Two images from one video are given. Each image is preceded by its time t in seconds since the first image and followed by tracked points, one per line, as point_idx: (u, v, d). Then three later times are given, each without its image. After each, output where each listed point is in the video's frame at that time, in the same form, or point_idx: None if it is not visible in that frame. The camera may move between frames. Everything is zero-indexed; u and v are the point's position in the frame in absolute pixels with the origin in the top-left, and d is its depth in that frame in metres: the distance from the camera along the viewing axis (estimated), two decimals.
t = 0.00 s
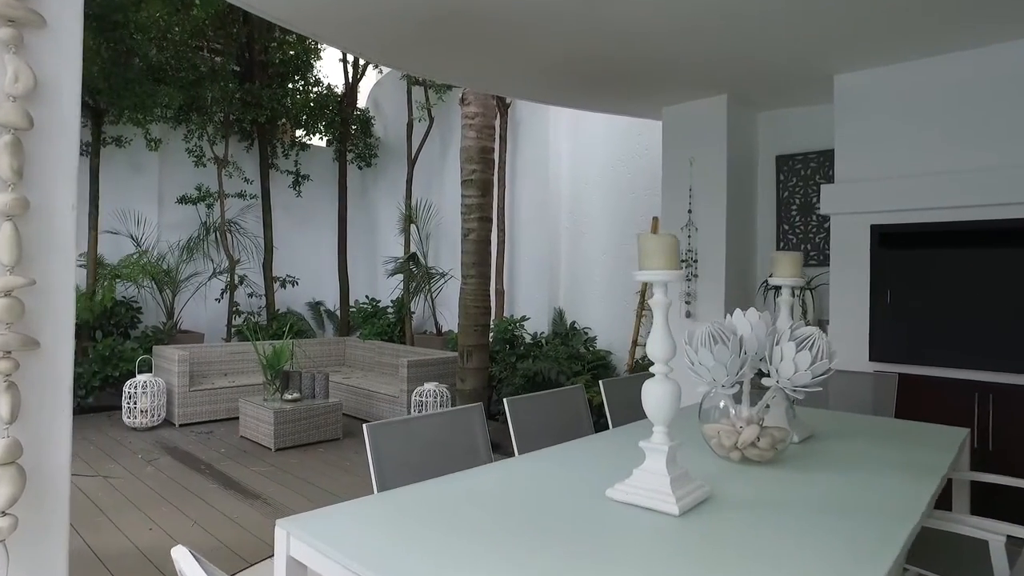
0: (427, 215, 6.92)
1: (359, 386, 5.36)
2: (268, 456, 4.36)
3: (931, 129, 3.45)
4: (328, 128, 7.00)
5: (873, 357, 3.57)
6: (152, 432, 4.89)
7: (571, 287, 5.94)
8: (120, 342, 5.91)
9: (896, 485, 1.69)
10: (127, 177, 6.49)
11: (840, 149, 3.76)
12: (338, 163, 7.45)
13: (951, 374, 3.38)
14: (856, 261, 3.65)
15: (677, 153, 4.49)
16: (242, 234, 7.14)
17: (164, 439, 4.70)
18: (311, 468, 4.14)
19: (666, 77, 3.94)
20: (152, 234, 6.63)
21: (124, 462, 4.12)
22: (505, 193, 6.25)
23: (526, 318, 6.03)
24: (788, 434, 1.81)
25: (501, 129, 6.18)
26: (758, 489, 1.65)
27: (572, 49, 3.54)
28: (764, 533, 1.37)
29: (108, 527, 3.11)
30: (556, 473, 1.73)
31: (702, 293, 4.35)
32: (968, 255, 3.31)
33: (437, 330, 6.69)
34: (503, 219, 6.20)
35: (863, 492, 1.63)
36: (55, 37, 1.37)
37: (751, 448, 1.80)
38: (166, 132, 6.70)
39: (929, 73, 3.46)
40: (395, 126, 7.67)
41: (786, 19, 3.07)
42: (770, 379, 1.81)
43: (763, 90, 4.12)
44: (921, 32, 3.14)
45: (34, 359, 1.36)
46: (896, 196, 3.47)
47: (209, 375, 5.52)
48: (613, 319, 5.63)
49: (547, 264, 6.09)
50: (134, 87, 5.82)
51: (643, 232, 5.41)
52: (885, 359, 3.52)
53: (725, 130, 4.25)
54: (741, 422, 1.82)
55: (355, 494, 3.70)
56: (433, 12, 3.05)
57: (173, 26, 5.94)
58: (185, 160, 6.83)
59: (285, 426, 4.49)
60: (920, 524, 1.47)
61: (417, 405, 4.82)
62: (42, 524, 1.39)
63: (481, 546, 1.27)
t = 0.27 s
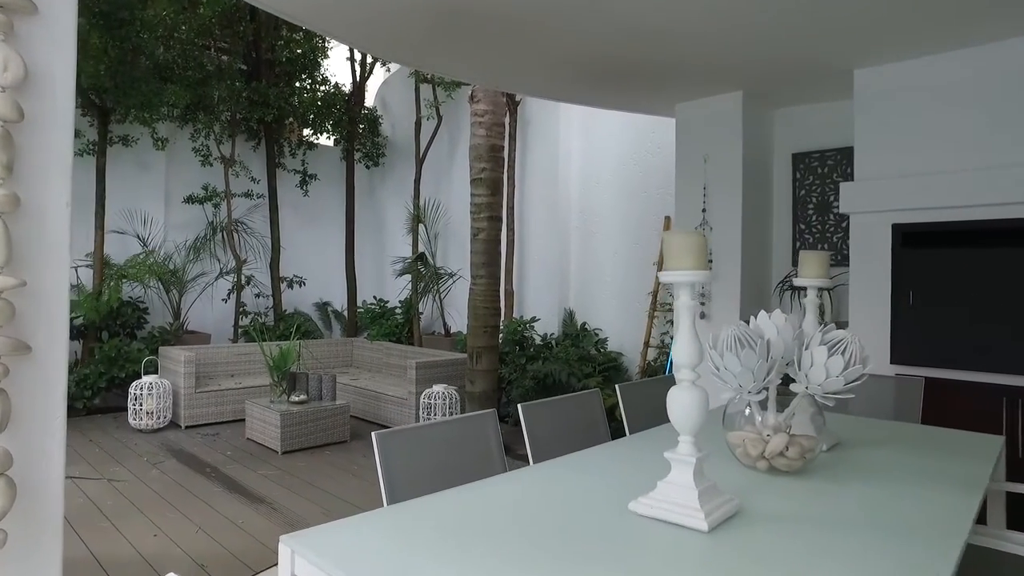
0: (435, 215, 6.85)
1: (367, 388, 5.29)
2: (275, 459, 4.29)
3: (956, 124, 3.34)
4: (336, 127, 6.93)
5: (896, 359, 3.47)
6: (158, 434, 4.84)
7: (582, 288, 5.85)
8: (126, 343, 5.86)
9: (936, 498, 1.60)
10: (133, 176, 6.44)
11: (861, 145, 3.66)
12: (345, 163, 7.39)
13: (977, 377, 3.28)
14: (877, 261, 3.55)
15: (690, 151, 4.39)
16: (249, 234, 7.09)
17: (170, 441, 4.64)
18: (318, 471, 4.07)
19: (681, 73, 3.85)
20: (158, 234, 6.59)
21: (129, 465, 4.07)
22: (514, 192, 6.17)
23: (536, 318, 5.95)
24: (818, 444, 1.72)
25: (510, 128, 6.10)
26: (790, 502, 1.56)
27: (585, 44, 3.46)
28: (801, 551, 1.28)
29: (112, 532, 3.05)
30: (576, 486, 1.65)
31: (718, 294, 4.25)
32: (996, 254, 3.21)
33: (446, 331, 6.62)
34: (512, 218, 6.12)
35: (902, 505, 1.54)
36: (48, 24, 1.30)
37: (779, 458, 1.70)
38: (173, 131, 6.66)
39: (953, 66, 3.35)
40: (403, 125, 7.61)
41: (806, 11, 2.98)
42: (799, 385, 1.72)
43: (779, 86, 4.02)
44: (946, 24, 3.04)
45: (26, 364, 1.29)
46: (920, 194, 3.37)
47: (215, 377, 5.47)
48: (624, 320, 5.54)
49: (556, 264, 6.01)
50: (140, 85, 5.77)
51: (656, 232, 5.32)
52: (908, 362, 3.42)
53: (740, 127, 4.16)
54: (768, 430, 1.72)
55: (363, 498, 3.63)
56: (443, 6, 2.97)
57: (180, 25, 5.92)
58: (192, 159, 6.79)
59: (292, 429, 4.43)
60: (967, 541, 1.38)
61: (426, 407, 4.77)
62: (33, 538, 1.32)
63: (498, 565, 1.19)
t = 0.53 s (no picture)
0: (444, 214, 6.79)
1: (375, 389, 5.23)
2: (281, 461, 4.23)
3: (981, 119, 3.23)
4: (343, 125, 6.87)
5: (918, 361, 3.37)
6: (164, 435, 4.78)
7: (592, 288, 5.77)
8: (132, 343, 5.81)
9: (979, 509, 1.51)
10: (139, 175, 6.40)
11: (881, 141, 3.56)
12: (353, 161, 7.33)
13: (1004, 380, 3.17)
14: (899, 261, 3.45)
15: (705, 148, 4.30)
16: (256, 233, 7.05)
17: (176, 443, 4.58)
18: (325, 474, 4.00)
19: (696, 67, 3.76)
20: (165, 233, 6.54)
21: (134, 467, 4.01)
22: (524, 191, 6.09)
23: (547, 319, 5.87)
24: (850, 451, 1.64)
25: (519, 125, 6.02)
26: (824, 513, 1.47)
27: (598, 39, 3.37)
28: (842, 566, 1.19)
29: (115, 536, 2.99)
30: (598, 496, 1.58)
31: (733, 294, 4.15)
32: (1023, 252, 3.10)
33: (454, 331, 6.54)
34: (521, 217, 6.05)
35: (942, 516, 1.46)
36: (42, 9, 1.23)
37: (810, 466, 1.62)
38: (179, 129, 6.61)
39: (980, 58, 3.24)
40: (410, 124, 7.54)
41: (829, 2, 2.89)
42: (830, 388, 1.64)
43: (797, 81, 3.93)
44: (974, 15, 2.94)
45: (17, 366, 1.22)
46: (944, 191, 3.27)
47: (222, 377, 5.41)
48: (636, 321, 5.45)
49: (567, 263, 5.92)
50: (147, 83, 5.72)
51: (668, 231, 5.23)
52: (930, 363, 3.32)
53: (756, 123, 4.07)
54: (797, 436, 1.63)
55: (372, 502, 3.55)
56: None
57: (187, 23, 5.87)
58: (199, 158, 6.74)
59: (299, 431, 4.36)
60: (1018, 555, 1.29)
61: (435, 408, 4.70)
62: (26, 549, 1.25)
63: None
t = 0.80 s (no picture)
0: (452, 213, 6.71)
1: (382, 390, 5.15)
2: (287, 465, 4.15)
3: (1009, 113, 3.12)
4: (350, 124, 6.78)
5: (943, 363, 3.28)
6: (169, 438, 4.71)
7: (602, 289, 5.68)
8: (137, 344, 5.75)
9: None
10: (144, 174, 6.33)
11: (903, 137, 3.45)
12: (359, 160, 7.26)
13: None
14: (921, 260, 3.33)
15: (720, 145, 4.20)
16: (262, 233, 6.98)
17: (181, 445, 4.52)
18: (332, 478, 3.92)
19: (711, 62, 3.67)
20: (170, 233, 6.48)
21: (138, 470, 3.94)
22: (533, 190, 6.00)
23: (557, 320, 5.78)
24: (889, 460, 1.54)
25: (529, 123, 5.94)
26: (865, 527, 1.38)
27: (612, 33, 3.28)
28: None
29: (117, 543, 2.91)
30: (624, 509, 1.49)
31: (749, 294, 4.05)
32: None
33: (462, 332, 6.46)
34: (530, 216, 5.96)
35: (991, 530, 1.37)
36: None
37: (847, 477, 1.53)
38: (185, 128, 6.55)
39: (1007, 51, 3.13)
40: (417, 123, 7.46)
41: None
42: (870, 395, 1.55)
43: (815, 76, 3.83)
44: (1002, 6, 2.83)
45: (7, 371, 1.14)
46: (969, 188, 3.15)
47: (227, 378, 5.34)
48: (647, 322, 5.36)
49: (577, 263, 5.83)
50: (151, 80, 5.62)
51: (680, 229, 5.14)
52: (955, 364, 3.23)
53: (773, 119, 3.97)
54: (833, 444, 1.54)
55: (379, 508, 3.47)
56: None
57: (192, 21, 5.80)
58: (204, 157, 6.68)
59: (305, 434, 4.28)
60: None
61: (443, 411, 4.61)
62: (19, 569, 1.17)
63: None
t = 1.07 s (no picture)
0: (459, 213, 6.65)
1: (389, 393, 5.07)
2: (293, 469, 4.08)
3: None
4: (356, 123, 6.71)
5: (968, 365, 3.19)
6: (173, 441, 4.64)
7: (612, 290, 5.60)
8: (141, 345, 5.68)
9: None
10: (148, 173, 6.27)
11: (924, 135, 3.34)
12: (365, 160, 7.19)
13: None
14: (945, 261, 3.23)
15: (734, 143, 4.11)
16: (267, 233, 6.91)
17: (185, 449, 4.45)
18: (338, 483, 3.84)
19: (727, 58, 3.58)
20: (175, 233, 6.41)
21: (141, 475, 3.87)
22: (542, 189, 5.92)
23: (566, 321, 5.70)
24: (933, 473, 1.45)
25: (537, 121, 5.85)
26: (911, 545, 1.29)
27: (626, 28, 3.19)
28: None
29: (120, 552, 2.84)
30: (655, 528, 1.40)
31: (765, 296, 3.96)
32: None
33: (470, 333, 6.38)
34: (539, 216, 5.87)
35: None
36: None
37: (888, 490, 1.44)
38: (189, 127, 6.48)
39: None
40: (423, 122, 7.39)
41: None
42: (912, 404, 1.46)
43: (832, 73, 3.73)
44: None
45: None
46: (996, 186, 3.04)
47: (232, 380, 5.27)
48: (659, 323, 5.27)
49: (586, 264, 5.74)
50: (155, 79, 5.51)
51: (692, 229, 5.06)
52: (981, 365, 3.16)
53: (789, 117, 3.88)
54: (872, 456, 1.46)
55: (387, 515, 3.39)
56: None
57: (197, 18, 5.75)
58: (209, 156, 6.62)
59: (311, 437, 4.21)
60: None
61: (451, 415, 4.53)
62: None
63: None
